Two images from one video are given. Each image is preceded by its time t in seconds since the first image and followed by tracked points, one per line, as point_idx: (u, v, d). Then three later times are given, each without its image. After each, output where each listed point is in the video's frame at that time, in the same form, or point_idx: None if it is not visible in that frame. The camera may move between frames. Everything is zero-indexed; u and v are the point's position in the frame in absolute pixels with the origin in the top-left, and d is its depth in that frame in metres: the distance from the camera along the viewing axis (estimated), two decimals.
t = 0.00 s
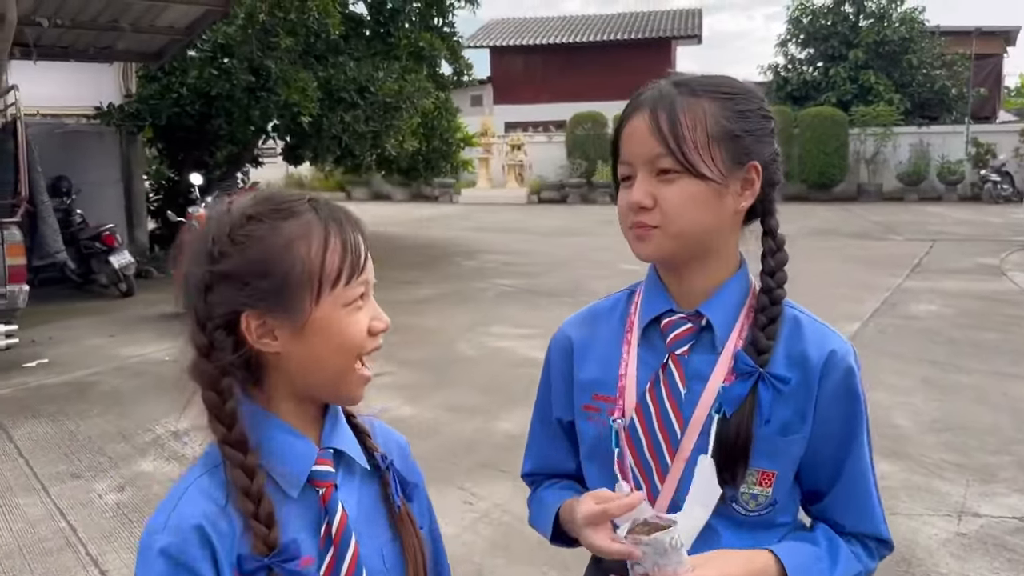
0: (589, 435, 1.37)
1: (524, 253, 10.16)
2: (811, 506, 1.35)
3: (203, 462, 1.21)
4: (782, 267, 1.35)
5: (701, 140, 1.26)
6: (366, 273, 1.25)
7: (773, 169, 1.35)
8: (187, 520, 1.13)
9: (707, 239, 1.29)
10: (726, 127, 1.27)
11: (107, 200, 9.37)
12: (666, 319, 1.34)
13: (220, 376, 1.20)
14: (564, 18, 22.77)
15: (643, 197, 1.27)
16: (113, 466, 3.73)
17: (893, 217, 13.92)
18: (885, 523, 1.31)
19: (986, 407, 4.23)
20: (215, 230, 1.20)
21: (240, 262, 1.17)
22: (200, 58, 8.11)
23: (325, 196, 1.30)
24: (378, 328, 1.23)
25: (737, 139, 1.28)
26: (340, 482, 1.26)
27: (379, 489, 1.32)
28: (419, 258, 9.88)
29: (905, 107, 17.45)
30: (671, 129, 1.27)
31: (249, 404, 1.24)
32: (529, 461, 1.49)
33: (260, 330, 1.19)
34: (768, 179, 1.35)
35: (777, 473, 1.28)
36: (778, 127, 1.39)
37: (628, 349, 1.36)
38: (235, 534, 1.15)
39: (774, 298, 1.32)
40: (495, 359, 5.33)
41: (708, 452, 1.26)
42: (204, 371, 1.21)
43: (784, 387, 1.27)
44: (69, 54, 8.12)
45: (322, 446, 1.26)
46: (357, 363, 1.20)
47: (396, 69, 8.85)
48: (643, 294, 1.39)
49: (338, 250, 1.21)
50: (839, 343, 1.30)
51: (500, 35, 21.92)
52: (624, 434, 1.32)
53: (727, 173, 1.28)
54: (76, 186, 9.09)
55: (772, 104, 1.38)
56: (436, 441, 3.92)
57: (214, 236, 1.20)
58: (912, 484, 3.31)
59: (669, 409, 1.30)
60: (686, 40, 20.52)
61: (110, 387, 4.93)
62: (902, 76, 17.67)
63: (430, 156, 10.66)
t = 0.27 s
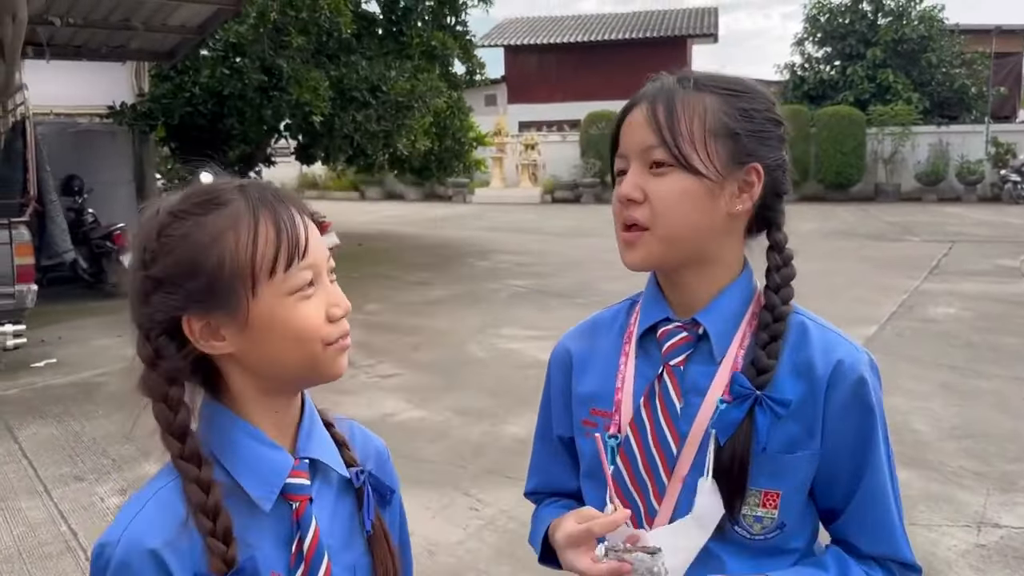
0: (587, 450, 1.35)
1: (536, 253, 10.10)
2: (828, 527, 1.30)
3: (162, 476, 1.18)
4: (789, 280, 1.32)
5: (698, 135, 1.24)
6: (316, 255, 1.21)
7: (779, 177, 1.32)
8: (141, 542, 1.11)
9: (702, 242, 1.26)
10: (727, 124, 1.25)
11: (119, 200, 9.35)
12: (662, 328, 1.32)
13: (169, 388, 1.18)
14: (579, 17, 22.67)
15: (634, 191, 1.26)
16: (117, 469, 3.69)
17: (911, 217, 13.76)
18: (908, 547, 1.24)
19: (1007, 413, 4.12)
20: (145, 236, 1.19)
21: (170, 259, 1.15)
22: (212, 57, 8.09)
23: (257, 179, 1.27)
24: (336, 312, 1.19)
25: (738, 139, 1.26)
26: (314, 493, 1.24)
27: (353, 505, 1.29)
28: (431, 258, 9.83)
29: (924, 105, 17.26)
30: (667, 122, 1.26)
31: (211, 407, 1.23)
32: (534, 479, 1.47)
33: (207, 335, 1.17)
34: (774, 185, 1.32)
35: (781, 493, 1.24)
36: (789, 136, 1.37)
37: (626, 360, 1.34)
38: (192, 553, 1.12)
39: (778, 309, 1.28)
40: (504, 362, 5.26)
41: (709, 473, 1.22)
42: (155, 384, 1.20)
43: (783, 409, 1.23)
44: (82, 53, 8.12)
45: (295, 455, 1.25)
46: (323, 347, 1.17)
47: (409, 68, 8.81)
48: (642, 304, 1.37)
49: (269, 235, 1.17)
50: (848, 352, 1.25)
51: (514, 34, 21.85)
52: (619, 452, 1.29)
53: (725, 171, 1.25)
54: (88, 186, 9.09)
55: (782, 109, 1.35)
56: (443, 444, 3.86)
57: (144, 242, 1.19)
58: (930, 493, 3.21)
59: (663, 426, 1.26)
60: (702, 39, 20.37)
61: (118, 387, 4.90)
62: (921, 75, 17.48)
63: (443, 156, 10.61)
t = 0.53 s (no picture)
0: (592, 450, 1.32)
1: (550, 252, 10.05)
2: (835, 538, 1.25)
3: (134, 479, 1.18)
4: (800, 278, 1.29)
5: (696, 135, 1.22)
6: (301, 261, 1.23)
7: (789, 170, 1.29)
8: (118, 554, 1.11)
9: (709, 247, 1.24)
10: (725, 121, 1.22)
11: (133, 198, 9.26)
12: (669, 326, 1.30)
13: (142, 388, 1.19)
14: (594, 15, 22.59)
15: (635, 197, 1.24)
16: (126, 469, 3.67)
17: (929, 217, 13.61)
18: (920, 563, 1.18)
19: None
20: (123, 234, 1.19)
21: (151, 257, 1.16)
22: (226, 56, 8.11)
23: (244, 177, 1.27)
24: (319, 321, 1.20)
25: (739, 135, 1.23)
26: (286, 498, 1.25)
27: (324, 506, 1.31)
28: (444, 257, 9.80)
29: (942, 104, 17.09)
30: (663, 125, 1.23)
31: (180, 410, 1.23)
32: (545, 480, 1.44)
33: (187, 339, 1.18)
34: (783, 176, 1.28)
35: (784, 500, 1.19)
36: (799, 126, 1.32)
37: (633, 358, 1.32)
38: (164, 559, 1.13)
39: (786, 309, 1.25)
40: (516, 361, 5.23)
41: (713, 475, 1.18)
42: (130, 384, 1.19)
43: (786, 409, 1.19)
44: (95, 52, 8.15)
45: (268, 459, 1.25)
46: (304, 356, 1.18)
47: (422, 66, 8.79)
48: (652, 304, 1.35)
49: (258, 238, 1.18)
50: (860, 354, 1.21)
51: (529, 32, 21.80)
52: (619, 450, 1.26)
53: (728, 171, 1.22)
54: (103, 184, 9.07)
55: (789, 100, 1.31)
56: (452, 445, 3.82)
57: (123, 239, 1.19)
58: (947, 498, 3.15)
59: (664, 426, 1.23)
60: (719, 37, 20.22)
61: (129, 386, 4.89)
62: (940, 73, 17.30)
63: (456, 154, 10.59)
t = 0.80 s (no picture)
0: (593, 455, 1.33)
1: (562, 251, 10.03)
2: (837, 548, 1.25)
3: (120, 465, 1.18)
4: (803, 295, 1.28)
5: (691, 143, 1.22)
6: (288, 264, 1.24)
7: (790, 177, 1.29)
8: (124, 542, 1.09)
9: (706, 254, 1.25)
10: (722, 129, 1.23)
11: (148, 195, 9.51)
12: (672, 333, 1.31)
13: (125, 370, 1.19)
14: (608, 13, 22.53)
15: (631, 206, 1.25)
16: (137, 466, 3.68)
17: (945, 215, 13.51)
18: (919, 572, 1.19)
19: None
20: (116, 214, 1.19)
21: (140, 249, 1.16)
22: (240, 55, 8.13)
23: (242, 176, 1.28)
24: (296, 326, 1.21)
25: (737, 144, 1.23)
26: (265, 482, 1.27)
27: (296, 495, 1.33)
28: (456, 256, 9.79)
29: (959, 101, 16.95)
30: (658, 134, 1.24)
31: (158, 400, 1.23)
32: (548, 484, 1.45)
33: (165, 325, 1.18)
34: (783, 182, 1.28)
35: (781, 510, 1.19)
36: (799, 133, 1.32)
37: (635, 363, 1.33)
38: (165, 541, 1.12)
39: (787, 317, 1.24)
40: (527, 360, 5.22)
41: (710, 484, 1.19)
42: (111, 368, 1.20)
43: (785, 420, 1.19)
44: (110, 51, 8.18)
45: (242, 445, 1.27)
46: (279, 359, 1.19)
47: (434, 65, 8.78)
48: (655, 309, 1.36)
49: (252, 238, 1.20)
50: (861, 366, 1.20)
51: (543, 30, 21.77)
52: (618, 456, 1.27)
53: (725, 180, 1.23)
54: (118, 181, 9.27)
55: (789, 105, 1.31)
56: (462, 444, 3.81)
57: (115, 220, 1.19)
58: (961, 499, 3.12)
59: (663, 435, 1.24)
60: (733, 35, 20.09)
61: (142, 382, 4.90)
62: (957, 70, 17.16)
63: (468, 152, 10.59)
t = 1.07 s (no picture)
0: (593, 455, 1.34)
1: (573, 249, 10.03)
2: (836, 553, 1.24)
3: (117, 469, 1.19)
4: (805, 292, 1.29)
5: (696, 147, 1.22)
6: (279, 276, 1.25)
7: (795, 180, 1.28)
8: (129, 542, 1.10)
9: (709, 256, 1.25)
10: (726, 135, 1.23)
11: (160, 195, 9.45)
12: (674, 336, 1.31)
13: (119, 376, 1.21)
14: (619, 11, 22.50)
15: (636, 210, 1.24)
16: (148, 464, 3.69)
17: (959, 214, 13.43)
18: None
19: None
20: (112, 223, 1.20)
21: (134, 257, 1.17)
22: (251, 54, 8.18)
23: (239, 188, 1.29)
24: (289, 338, 1.22)
25: (741, 149, 1.23)
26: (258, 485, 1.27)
27: (291, 496, 1.35)
28: (467, 255, 9.80)
29: (973, 99, 16.86)
30: (663, 139, 1.24)
31: (152, 407, 1.24)
32: (547, 483, 1.47)
33: (156, 334, 1.19)
34: (788, 186, 1.28)
35: (780, 513, 1.19)
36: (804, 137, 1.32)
37: (637, 366, 1.34)
38: (167, 538, 1.13)
39: (790, 320, 1.24)
40: (537, 359, 5.22)
41: (706, 486, 1.18)
42: (108, 374, 1.21)
43: (786, 421, 1.18)
44: (123, 51, 8.21)
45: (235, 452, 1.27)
46: (268, 371, 1.20)
47: (444, 63, 8.78)
48: (658, 312, 1.36)
49: (245, 245, 1.21)
50: (861, 371, 1.19)
51: (554, 29, 21.77)
52: (618, 457, 1.27)
53: (728, 185, 1.23)
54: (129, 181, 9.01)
55: (793, 109, 1.31)
56: (472, 443, 3.81)
57: (111, 229, 1.20)
58: (973, 500, 3.10)
59: (664, 437, 1.23)
60: (745, 33, 19.97)
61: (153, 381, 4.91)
62: (971, 68, 17.06)
63: (479, 151, 10.61)
